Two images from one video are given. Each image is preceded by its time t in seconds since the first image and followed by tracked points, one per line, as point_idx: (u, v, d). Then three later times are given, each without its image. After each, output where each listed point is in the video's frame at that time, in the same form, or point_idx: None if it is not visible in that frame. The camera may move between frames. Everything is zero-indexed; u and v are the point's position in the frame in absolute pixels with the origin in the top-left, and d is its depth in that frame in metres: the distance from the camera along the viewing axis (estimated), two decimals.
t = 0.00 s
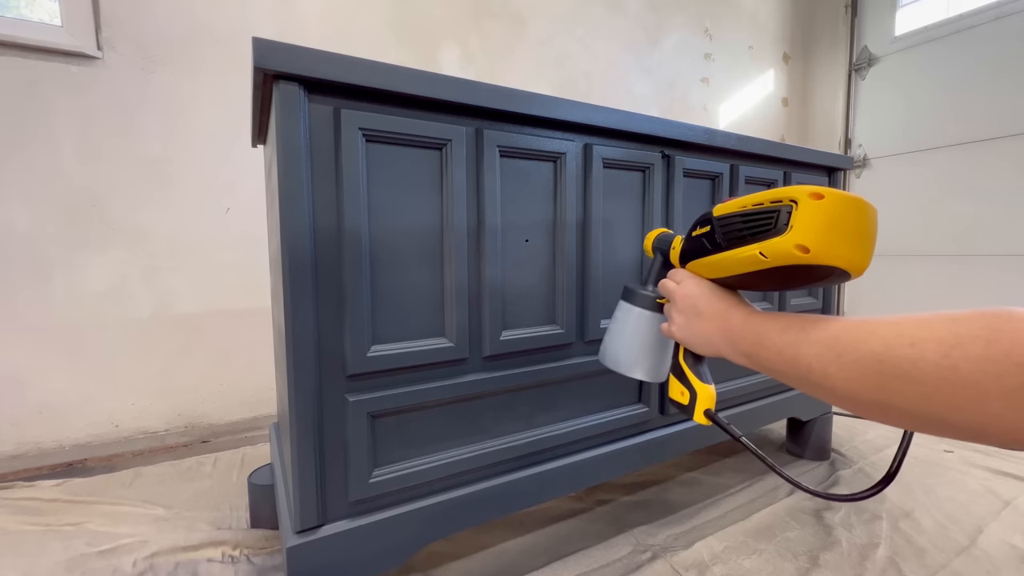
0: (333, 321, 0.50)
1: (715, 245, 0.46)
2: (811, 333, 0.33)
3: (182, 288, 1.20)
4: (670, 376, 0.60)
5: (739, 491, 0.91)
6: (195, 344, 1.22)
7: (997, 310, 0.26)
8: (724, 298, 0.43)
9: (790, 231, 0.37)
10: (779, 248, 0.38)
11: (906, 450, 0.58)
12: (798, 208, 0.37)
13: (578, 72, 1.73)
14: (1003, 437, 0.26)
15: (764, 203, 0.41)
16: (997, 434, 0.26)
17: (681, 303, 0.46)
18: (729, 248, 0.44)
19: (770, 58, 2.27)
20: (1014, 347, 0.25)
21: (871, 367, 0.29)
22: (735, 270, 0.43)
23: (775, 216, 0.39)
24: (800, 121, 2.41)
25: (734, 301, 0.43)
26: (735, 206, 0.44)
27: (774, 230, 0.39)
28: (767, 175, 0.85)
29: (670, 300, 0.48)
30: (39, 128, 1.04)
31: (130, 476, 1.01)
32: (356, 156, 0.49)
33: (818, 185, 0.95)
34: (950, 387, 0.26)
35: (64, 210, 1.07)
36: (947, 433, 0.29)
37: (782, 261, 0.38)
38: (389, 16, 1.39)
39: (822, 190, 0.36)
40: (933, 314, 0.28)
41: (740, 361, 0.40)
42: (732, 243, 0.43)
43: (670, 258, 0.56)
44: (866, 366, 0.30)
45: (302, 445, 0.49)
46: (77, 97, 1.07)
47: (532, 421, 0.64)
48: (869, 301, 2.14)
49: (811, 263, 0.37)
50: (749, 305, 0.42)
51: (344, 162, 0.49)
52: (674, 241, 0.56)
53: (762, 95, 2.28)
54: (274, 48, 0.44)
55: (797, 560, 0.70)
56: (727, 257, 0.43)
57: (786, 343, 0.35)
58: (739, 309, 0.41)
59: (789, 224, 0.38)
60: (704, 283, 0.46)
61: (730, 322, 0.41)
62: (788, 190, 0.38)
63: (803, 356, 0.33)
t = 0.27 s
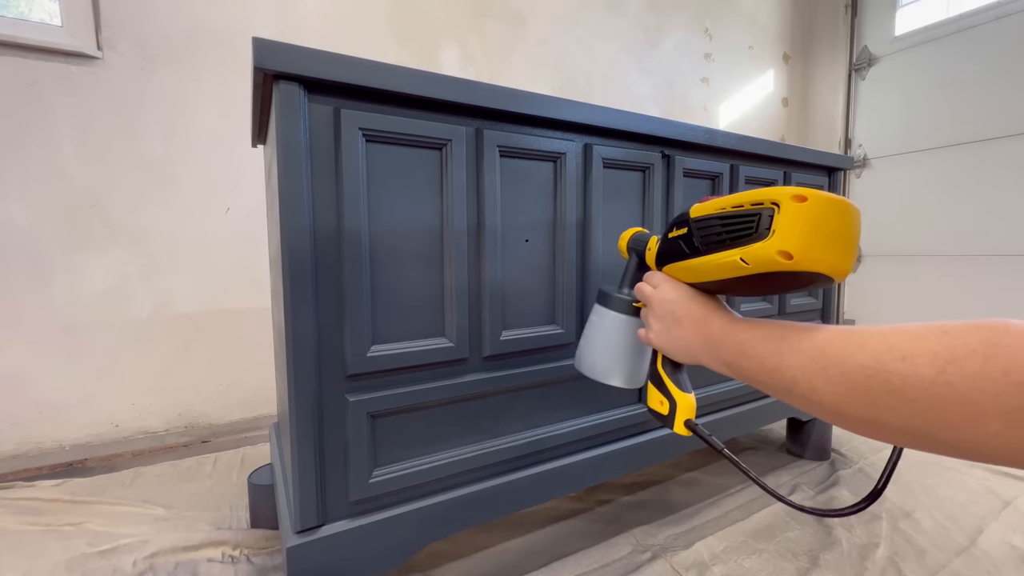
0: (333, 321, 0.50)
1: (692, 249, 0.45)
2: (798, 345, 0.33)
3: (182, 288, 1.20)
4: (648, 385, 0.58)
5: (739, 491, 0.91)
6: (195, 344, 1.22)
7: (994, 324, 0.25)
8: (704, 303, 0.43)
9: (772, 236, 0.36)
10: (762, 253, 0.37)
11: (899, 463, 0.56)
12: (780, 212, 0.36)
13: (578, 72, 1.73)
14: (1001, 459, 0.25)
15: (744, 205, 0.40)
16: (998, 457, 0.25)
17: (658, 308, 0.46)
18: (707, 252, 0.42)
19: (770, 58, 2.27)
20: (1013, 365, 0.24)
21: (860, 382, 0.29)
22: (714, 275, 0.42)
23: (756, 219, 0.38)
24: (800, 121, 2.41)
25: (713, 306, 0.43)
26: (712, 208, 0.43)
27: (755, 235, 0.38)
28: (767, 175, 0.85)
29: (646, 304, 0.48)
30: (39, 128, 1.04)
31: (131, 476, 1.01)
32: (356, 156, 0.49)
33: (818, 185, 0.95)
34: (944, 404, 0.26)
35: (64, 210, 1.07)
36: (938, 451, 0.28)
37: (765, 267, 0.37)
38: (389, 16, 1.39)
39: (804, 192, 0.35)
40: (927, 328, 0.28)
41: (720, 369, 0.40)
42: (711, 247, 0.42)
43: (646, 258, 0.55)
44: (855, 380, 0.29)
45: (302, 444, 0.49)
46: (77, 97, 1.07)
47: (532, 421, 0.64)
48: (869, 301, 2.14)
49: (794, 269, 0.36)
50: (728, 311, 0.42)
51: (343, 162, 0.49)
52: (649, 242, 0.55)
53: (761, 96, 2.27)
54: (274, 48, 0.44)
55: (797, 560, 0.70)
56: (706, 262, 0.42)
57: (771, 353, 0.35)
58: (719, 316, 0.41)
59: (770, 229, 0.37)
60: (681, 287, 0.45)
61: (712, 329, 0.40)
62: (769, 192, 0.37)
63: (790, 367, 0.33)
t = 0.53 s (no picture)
0: (333, 321, 0.50)
1: (666, 251, 0.44)
2: (778, 356, 0.33)
3: (182, 288, 1.20)
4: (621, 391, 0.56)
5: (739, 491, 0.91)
6: (195, 345, 1.22)
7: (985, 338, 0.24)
8: (678, 308, 0.42)
9: (752, 239, 0.36)
10: (741, 258, 0.36)
11: (882, 474, 0.53)
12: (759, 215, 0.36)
13: (578, 72, 1.73)
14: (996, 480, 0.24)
15: (721, 207, 0.39)
16: (994, 478, 0.24)
17: (632, 314, 0.45)
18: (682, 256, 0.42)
19: (770, 58, 2.27)
20: (1006, 385, 0.23)
21: (844, 398, 0.28)
22: (690, 280, 0.41)
23: (733, 222, 0.37)
24: (800, 121, 2.41)
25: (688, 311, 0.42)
26: (686, 209, 0.42)
27: (733, 238, 0.37)
28: (767, 175, 0.85)
29: (619, 309, 0.47)
30: (38, 129, 1.04)
31: (130, 476, 1.00)
32: (356, 156, 0.49)
33: (818, 184, 0.95)
34: (934, 424, 0.25)
35: (65, 210, 1.08)
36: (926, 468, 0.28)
37: (743, 272, 0.37)
38: (389, 16, 1.39)
39: (782, 195, 0.35)
40: (915, 341, 0.27)
41: (696, 377, 0.40)
42: (686, 250, 0.42)
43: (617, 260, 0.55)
44: (839, 396, 0.29)
45: (302, 445, 0.49)
46: (77, 98, 1.07)
47: (531, 421, 0.64)
48: (869, 301, 2.14)
49: (772, 274, 0.36)
50: (703, 316, 0.41)
51: (344, 162, 0.49)
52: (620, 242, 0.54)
53: (761, 95, 2.27)
54: (274, 48, 0.44)
55: (797, 560, 0.70)
56: (681, 266, 0.41)
57: (751, 364, 0.34)
58: (694, 322, 0.41)
59: (749, 232, 0.36)
60: (655, 292, 0.44)
61: (687, 337, 0.40)
62: (748, 194, 0.37)
63: (770, 380, 0.33)
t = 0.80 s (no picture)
0: (333, 321, 0.50)
1: (636, 259, 0.41)
2: (754, 371, 0.31)
3: (182, 288, 1.20)
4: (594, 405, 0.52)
5: (739, 491, 0.91)
6: (195, 345, 1.22)
7: (971, 355, 0.23)
8: (650, 319, 0.40)
9: (725, 247, 0.33)
10: (714, 267, 0.33)
11: (862, 495, 0.52)
12: (732, 220, 0.33)
13: (578, 72, 1.73)
14: (981, 504, 0.23)
15: (692, 212, 0.36)
16: (976, 503, 0.23)
17: (602, 325, 0.43)
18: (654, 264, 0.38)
19: (770, 58, 2.27)
20: (996, 406, 0.21)
21: (822, 418, 0.27)
22: (661, 290, 0.38)
23: (705, 228, 0.34)
24: (800, 121, 2.41)
25: (661, 320, 0.40)
26: (656, 214, 0.39)
27: (705, 246, 0.34)
28: (767, 175, 0.85)
29: (590, 319, 0.45)
30: (38, 129, 1.04)
31: (130, 476, 1.00)
32: (356, 156, 0.49)
33: (818, 184, 0.95)
34: (919, 447, 0.23)
35: (65, 210, 1.08)
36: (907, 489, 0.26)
37: (717, 283, 0.34)
38: (389, 15, 1.39)
39: (756, 198, 0.32)
40: (895, 357, 0.25)
41: (670, 391, 0.37)
42: (657, 258, 0.38)
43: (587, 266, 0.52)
44: (817, 416, 0.27)
45: (303, 445, 0.49)
46: (76, 98, 1.07)
47: (531, 421, 0.64)
48: (869, 301, 2.14)
49: (748, 285, 0.32)
50: (676, 327, 0.40)
51: (344, 162, 0.49)
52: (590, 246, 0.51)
53: (762, 95, 2.27)
54: (275, 48, 0.44)
55: (797, 560, 0.70)
56: (652, 275, 0.38)
57: (726, 379, 0.32)
58: (667, 333, 0.38)
59: (722, 239, 0.33)
60: (627, 300, 0.42)
61: (661, 349, 0.38)
62: (719, 198, 0.34)
63: (747, 396, 0.31)
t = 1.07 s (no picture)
0: (333, 322, 0.50)
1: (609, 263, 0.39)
2: (729, 383, 0.30)
3: (182, 288, 1.20)
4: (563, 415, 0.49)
5: (739, 491, 0.91)
6: (195, 344, 1.22)
7: (954, 369, 0.23)
8: (621, 326, 0.38)
9: (699, 251, 0.31)
10: (689, 273, 0.31)
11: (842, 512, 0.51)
12: (707, 223, 0.31)
13: (578, 72, 1.73)
14: (962, 523, 0.24)
15: (665, 214, 0.34)
16: (962, 521, 0.23)
17: (572, 332, 0.41)
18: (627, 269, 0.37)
19: (770, 58, 2.27)
20: (982, 424, 0.21)
21: (801, 434, 0.26)
22: (635, 296, 0.36)
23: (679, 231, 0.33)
24: (800, 120, 2.40)
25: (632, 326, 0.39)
26: (627, 216, 0.38)
27: (679, 250, 0.33)
28: (767, 175, 0.85)
29: (559, 325, 0.42)
30: (38, 129, 1.04)
31: (131, 476, 1.00)
32: (356, 156, 0.49)
33: (818, 184, 0.95)
34: (904, 467, 0.23)
35: (65, 210, 1.07)
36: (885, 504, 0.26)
37: (692, 289, 0.32)
38: (388, 15, 1.39)
39: (730, 200, 0.30)
40: (875, 370, 0.25)
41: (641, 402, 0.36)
42: (630, 262, 0.36)
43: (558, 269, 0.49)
44: (796, 432, 0.26)
45: (303, 444, 0.49)
46: (77, 98, 1.07)
47: (531, 421, 0.64)
48: (870, 300, 2.14)
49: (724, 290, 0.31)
50: (647, 333, 0.38)
51: (343, 161, 0.49)
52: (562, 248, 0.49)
53: (761, 95, 2.27)
54: (275, 48, 0.44)
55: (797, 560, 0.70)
56: (624, 280, 0.36)
57: (701, 391, 0.31)
58: (639, 341, 0.37)
59: (696, 243, 0.31)
60: (597, 306, 0.40)
61: (632, 359, 0.36)
62: (693, 199, 0.32)
63: (722, 410, 0.30)
